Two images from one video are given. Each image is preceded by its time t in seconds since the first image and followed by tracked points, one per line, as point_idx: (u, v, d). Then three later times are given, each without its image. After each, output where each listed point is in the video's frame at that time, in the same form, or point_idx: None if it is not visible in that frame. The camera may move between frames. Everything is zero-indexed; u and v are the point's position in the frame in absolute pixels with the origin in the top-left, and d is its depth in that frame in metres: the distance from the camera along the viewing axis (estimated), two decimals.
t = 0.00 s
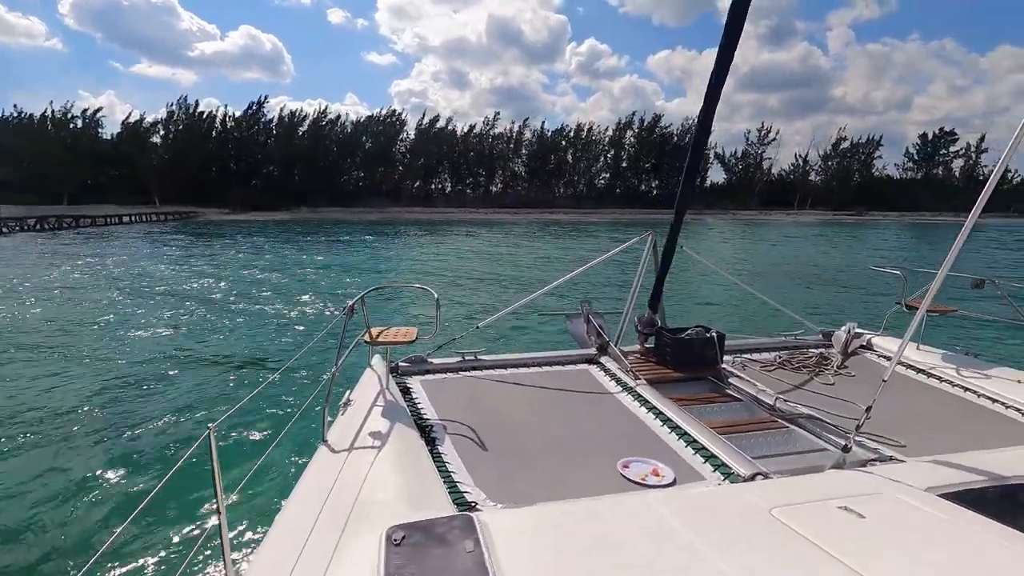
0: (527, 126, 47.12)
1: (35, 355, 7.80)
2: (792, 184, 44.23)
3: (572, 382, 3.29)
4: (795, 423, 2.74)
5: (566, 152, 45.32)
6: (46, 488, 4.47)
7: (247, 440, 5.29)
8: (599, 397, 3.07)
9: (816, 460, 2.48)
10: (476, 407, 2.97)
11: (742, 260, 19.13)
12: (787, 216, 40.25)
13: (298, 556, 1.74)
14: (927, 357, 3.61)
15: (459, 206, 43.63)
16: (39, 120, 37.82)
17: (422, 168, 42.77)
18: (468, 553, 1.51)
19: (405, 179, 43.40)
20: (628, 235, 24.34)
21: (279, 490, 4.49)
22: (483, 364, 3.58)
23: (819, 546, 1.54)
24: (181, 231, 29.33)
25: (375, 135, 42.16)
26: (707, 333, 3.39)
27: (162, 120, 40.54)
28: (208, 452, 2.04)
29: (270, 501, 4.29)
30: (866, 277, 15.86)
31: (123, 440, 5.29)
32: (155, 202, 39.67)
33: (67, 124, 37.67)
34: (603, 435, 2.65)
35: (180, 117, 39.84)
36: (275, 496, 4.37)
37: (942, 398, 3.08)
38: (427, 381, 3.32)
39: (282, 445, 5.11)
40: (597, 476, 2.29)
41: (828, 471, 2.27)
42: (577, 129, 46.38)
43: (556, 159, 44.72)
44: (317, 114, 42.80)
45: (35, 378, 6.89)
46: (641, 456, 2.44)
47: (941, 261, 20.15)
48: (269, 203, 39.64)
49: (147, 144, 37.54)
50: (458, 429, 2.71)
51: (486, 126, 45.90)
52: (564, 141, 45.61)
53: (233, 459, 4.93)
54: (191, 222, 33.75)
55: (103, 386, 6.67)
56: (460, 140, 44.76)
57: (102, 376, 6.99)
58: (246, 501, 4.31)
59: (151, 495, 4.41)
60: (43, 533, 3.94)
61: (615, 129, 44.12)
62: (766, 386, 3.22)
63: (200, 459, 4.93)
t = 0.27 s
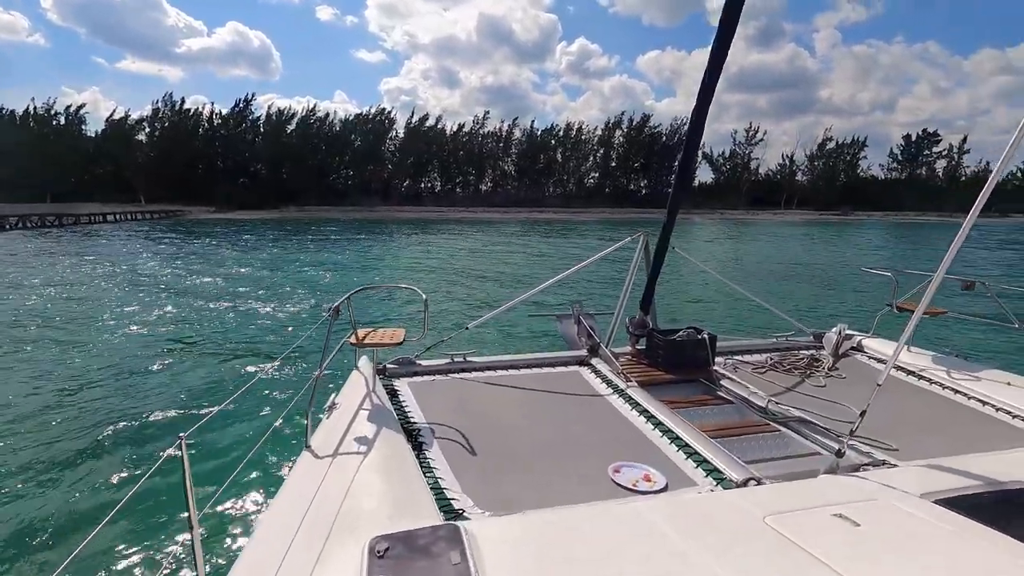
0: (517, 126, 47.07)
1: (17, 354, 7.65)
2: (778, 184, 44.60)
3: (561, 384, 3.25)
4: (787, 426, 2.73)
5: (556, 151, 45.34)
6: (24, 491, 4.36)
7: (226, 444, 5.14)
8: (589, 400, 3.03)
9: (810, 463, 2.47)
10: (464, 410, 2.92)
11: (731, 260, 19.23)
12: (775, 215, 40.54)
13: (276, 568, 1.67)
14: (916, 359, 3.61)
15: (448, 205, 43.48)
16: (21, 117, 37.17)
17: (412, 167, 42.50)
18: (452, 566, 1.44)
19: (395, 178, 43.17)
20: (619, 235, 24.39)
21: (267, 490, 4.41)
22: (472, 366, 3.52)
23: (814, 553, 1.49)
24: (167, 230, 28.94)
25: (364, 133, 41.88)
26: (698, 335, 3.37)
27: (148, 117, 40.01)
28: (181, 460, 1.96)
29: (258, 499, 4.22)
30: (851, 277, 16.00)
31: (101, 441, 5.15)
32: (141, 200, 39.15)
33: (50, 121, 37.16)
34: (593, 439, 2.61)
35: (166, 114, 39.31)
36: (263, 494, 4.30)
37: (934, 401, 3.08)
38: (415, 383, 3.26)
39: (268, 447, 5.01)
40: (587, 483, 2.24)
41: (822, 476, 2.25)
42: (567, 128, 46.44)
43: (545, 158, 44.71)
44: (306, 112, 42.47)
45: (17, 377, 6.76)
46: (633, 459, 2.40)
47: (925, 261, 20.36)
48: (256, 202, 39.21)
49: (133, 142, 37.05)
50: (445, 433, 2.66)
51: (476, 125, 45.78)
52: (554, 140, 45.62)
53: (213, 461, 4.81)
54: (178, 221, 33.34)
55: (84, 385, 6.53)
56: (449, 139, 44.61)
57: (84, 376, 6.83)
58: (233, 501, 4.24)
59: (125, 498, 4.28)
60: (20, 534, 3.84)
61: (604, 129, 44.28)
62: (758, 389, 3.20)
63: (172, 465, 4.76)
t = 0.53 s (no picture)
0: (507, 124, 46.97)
1: None
2: (766, 183, 44.91)
3: (552, 381, 3.17)
4: (781, 422, 2.68)
5: (546, 150, 45.29)
6: None
7: (200, 444, 5.04)
8: (580, 396, 2.96)
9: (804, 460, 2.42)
10: (451, 407, 2.83)
11: (720, 258, 19.31)
12: (763, 214, 40.80)
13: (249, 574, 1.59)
14: (909, 354, 3.58)
15: (438, 203, 43.32)
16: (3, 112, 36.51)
17: (401, 165, 42.28)
18: (432, 573, 1.35)
19: (384, 176, 42.95)
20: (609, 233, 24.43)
21: (239, 491, 4.26)
22: (460, 362, 3.44)
23: (812, 555, 1.42)
24: (152, 227, 28.57)
25: (353, 131, 41.61)
26: (691, 330, 3.31)
27: (133, 113, 39.47)
28: (144, 464, 1.85)
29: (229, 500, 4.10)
30: (838, 275, 16.11)
31: (77, 444, 5.02)
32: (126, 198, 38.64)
33: (33, 117, 36.54)
34: (584, 436, 2.54)
35: (152, 110, 38.72)
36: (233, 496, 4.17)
37: (928, 396, 3.04)
38: (400, 380, 3.17)
39: (246, 444, 4.92)
40: (577, 481, 2.17)
41: (816, 473, 2.20)
42: (557, 127, 46.42)
43: (535, 156, 44.67)
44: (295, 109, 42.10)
45: None
46: (624, 457, 2.34)
47: (910, 259, 20.59)
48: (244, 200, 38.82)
49: (118, 139, 36.52)
50: (432, 430, 2.57)
51: (466, 123, 45.63)
52: (544, 138, 45.60)
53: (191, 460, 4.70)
54: (164, 218, 32.92)
55: (62, 384, 6.38)
56: (439, 137, 44.43)
57: (61, 375, 6.66)
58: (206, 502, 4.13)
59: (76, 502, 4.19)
60: None
61: (593, 127, 44.34)
62: (751, 384, 3.15)
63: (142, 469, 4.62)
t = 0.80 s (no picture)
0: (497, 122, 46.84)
1: None
2: (754, 181, 45.19)
3: (539, 380, 3.11)
4: (770, 421, 2.63)
5: (536, 148, 45.23)
6: None
7: (172, 440, 4.95)
8: (567, 397, 2.89)
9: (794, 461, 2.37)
10: (434, 408, 2.76)
11: (709, 256, 19.37)
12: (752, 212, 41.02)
13: None
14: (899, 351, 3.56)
15: (428, 201, 43.10)
16: None
17: (391, 163, 42.00)
18: None
19: (373, 174, 42.67)
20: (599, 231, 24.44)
21: (212, 495, 4.14)
22: (445, 361, 3.37)
23: (802, 563, 1.37)
24: (138, 225, 28.17)
25: (342, 128, 41.28)
26: (679, 328, 3.26)
27: (118, 110, 38.89)
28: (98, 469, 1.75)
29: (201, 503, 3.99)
30: (825, 273, 16.21)
31: (45, 445, 4.86)
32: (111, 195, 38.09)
33: (15, 113, 35.90)
34: (570, 437, 2.48)
35: (137, 107, 38.13)
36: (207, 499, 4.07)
37: (919, 393, 3.02)
38: (384, 380, 3.09)
39: (219, 444, 4.86)
40: (563, 485, 2.11)
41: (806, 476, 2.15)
42: (547, 125, 46.39)
43: (525, 155, 44.59)
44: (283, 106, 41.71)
45: None
46: (611, 460, 2.28)
47: (896, 257, 20.77)
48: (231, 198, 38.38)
49: (102, 135, 35.97)
50: (414, 433, 2.50)
51: (456, 121, 45.45)
52: (534, 137, 45.53)
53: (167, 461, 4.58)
54: (150, 216, 32.44)
55: (39, 383, 6.23)
56: (429, 135, 44.21)
57: (36, 375, 6.48)
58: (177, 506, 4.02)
59: (33, 501, 4.06)
60: None
61: (583, 125, 44.35)
62: (740, 383, 3.10)
63: (117, 469, 4.50)
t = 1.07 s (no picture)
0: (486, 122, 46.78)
1: None
2: (741, 182, 45.50)
3: (525, 378, 3.05)
4: (760, 418, 2.59)
5: (525, 148, 45.20)
6: None
7: (144, 441, 4.84)
8: (553, 395, 2.83)
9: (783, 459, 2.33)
10: (417, 409, 2.69)
11: (697, 255, 19.45)
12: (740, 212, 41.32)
13: None
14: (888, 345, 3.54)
15: (417, 200, 42.91)
16: None
17: (379, 162, 41.77)
18: None
19: (362, 174, 42.43)
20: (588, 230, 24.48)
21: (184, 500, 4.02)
22: (429, 359, 3.29)
23: (793, 566, 1.32)
24: (122, 226, 27.76)
25: (330, 128, 40.98)
26: (668, 323, 3.21)
27: (101, 109, 38.30)
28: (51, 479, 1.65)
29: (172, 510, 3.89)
30: (812, 272, 16.33)
31: (15, 449, 4.73)
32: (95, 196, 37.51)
33: None
34: (557, 436, 2.42)
35: (121, 106, 37.56)
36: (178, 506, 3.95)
37: (908, 387, 2.99)
38: (366, 380, 3.01)
39: (197, 446, 4.74)
40: (548, 486, 2.05)
41: (795, 474, 2.11)
42: (536, 126, 46.41)
43: (514, 155, 44.54)
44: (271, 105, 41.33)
45: None
46: (596, 460, 2.22)
47: (880, 256, 20.99)
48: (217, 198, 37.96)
49: (85, 134, 35.41)
50: (396, 435, 2.42)
51: (445, 120, 45.31)
52: (523, 137, 45.51)
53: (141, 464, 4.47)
54: (134, 216, 31.95)
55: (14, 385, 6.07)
56: (418, 135, 44.02)
57: (13, 377, 6.33)
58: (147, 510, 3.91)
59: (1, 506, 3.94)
60: None
61: (572, 125, 44.42)
62: (729, 379, 3.06)
63: (91, 473, 4.37)
